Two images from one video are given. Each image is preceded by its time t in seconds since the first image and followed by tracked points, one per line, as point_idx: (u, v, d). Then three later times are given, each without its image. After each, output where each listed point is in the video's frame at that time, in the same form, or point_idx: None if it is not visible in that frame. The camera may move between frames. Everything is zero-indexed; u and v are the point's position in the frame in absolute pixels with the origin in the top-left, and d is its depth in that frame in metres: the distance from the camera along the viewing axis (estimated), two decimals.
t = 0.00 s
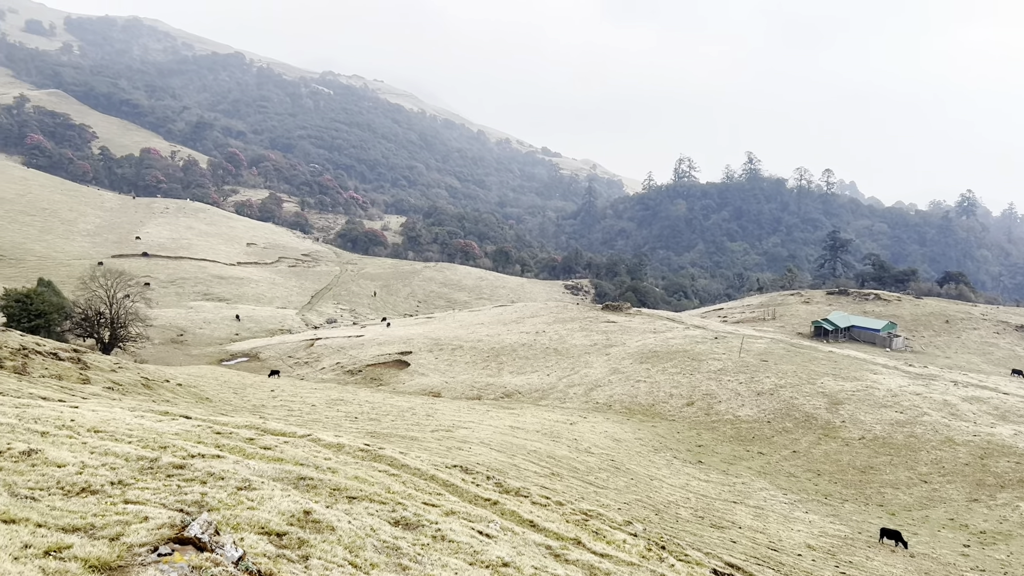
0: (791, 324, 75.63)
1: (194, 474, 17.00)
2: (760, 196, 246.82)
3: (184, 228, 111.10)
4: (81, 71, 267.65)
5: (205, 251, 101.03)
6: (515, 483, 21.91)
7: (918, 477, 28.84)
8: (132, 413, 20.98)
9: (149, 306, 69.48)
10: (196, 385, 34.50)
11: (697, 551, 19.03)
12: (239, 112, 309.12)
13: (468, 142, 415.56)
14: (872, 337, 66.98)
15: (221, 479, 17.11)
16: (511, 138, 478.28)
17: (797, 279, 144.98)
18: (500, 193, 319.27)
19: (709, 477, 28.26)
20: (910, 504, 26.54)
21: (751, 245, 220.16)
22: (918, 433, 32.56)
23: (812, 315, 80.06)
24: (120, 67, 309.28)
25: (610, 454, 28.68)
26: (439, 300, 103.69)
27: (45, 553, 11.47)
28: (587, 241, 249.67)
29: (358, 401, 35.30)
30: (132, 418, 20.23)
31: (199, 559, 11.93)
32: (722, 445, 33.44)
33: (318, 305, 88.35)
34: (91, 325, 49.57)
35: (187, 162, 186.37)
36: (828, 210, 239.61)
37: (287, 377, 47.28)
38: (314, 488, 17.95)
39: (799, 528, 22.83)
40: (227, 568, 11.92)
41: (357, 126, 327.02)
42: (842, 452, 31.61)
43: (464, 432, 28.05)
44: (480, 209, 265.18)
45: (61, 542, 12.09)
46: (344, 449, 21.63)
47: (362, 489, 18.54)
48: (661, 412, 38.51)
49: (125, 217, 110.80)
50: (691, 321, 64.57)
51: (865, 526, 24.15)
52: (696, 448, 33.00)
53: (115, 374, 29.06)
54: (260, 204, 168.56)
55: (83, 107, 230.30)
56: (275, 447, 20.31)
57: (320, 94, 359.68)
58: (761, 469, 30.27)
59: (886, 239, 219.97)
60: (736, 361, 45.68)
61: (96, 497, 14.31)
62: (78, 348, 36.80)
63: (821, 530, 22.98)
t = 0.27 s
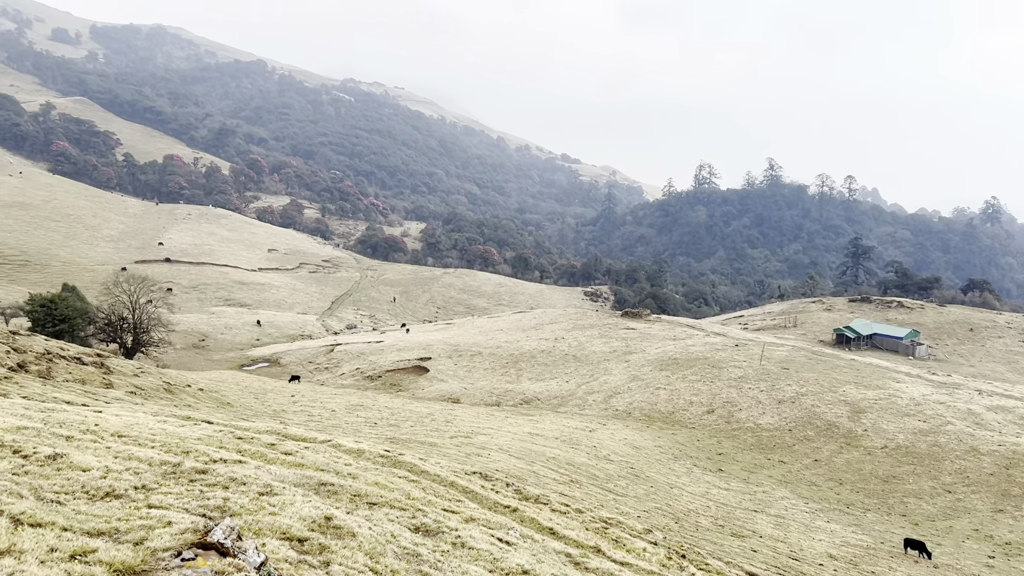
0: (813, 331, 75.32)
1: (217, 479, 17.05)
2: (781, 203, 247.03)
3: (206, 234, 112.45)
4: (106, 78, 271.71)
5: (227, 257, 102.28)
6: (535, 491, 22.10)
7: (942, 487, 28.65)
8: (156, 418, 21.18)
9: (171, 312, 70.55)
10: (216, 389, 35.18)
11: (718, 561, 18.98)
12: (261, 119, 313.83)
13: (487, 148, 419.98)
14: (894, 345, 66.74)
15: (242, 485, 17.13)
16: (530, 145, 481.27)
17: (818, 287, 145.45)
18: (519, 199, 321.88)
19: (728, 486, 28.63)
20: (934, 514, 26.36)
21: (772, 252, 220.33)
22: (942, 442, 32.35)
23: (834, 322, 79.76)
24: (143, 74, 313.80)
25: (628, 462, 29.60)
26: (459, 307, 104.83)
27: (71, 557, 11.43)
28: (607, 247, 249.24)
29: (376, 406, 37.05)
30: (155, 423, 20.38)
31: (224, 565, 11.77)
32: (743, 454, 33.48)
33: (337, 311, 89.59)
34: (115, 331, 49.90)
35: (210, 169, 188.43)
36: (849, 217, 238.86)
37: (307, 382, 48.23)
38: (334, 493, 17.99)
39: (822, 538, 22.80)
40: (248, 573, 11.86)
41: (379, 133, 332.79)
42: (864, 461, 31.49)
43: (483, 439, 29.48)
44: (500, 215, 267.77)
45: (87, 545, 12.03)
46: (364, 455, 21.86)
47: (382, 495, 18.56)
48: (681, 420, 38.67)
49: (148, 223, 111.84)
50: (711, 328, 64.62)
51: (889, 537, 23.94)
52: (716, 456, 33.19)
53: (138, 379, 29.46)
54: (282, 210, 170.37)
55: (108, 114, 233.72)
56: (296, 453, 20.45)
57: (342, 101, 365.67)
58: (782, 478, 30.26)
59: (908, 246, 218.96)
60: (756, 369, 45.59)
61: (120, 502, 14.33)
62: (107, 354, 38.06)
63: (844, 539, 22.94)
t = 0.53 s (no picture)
0: (836, 339, 74.84)
1: (238, 484, 17.04)
2: (803, 210, 246.99)
3: (228, 240, 113.57)
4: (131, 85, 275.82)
5: (248, 262, 103.11)
6: (555, 499, 22.21)
7: (966, 496, 28.44)
8: (179, 424, 21.31)
9: (193, 317, 71.34)
10: (237, 394, 35.41)
11: (740, 570, 18.90)
12: (282, 125, 317.52)
13: (507, 154, 422.89)
14: (918, 353, 66.29)
15: (264, 489, 17.11)
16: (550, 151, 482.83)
17: (841, 294, 145.35)
18: (538, 205, 323.40)
19: (750, 493, 28.57)
20: (958, 524, 26.14)
21: (793, 259, 220.21)
22: (966, 451, 32.07)
23: (857, 330, 79.25)
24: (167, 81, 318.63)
25: (649, 470, 29.97)
26: (479, 313, 105.33)
27: (95, 560, 11.36)
28: (627, 253, 248.46)
29: (396, 412, 37.33)
30: (179, 429, 20.52)
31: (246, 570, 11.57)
32: (764, 461, 33.38)
33: (358, 316, 90.27)
34: (138, 335, 51.36)
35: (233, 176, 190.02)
36: (872, 223, 238.08)
37: (328, 388, 48.34)
38: (355, 499, 18.00)
39: (844, 547, 22.78)
40: None
41: (399, 138, 336.45)
42: (887, 469, 31.27)
43: (502, 445, 29.80)
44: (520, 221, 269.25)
45: (111, 550, 11.95)
46: (384, 461, 22.02)
47: (402, 501, 18.54)
48: (701, 427, 38.58)
49: (171, 229, 113.26)
50: (733, 335, 64.38)
51: (913, 547, 23.80)
52: (736, 464, 33.11)
53: (161, 384, 29.77)
54: (304, 217, 172.55)
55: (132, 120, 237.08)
56: (317, 458, 20.52)
57: (363, 108, 370.35)
58: (804, 486, 30.15)
59: (932, 253, 218.08)
60: (778, 377, 45.29)
61: (143, 507, 14.30)
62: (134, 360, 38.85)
63: (867, 549, 22.86)
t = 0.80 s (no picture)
0: (858, 346, 73.47)
1: (262, 489, 17.39)
2: (826, 215, 244.32)
3: (252, 246, 116.42)
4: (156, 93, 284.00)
5: (271, 268, 105.59)
6: (576, 506, 22.51)
7: (991, 506, 28.19)
8: (202, 429, 21.95)
9: (216, 322, 73.30)
10: (258, 399, 36.41)
11: None
12: (305, 132, 323.47)
13: (526, 160, 424.77)
14: (942, 360, 64.61)
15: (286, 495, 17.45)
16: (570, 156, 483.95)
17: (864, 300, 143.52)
18: (559, 210, 324.09)
19: (773, 502, 28.30)
20: (984, 534, 25.93)
21: (816, 264, 217.75)
22: (993, 460, 31.66)
23: (880, 336, 77.70)
24: (190, 89, 326.98)
25: (669, 476, 30.01)
26: (498, 318, 106.11)
27: (120, 565, 11.61)
28: (648, 259, 245.94)
29: (413, 416, 37.97)
30: (200, 434, 21.08)
31: None
32: (786, 469, 33.10)
33: (379, 321, 91.75)
34: (160, 340, 53.04)
35: (256, 182, 194.93)
36: (895, 229, 235.14)
37: (347, 393, 49.17)
38: (376, 505, 18.42)
39: (867, 557, 22.67)
40: None
41: (420, 145, 340.85)
42: (911, 478, 30.94)
43: (521, 451, 30.16)
44: (540, 227, 270.44)
45: (136, 555, 12.20)
46: (406, 466, 22.59)
47: (423, 507, 18.92)
48: (723, 434, 38.33)
49: (195, 235, 116.12)
50: (754, 341, 63.62)
51: (937, 555, 23.78)
52: (758, 471, 32.87)
53: (183, 389, 30.85)
54: (326, 222, 175.81)
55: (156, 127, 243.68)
56: (338, 463, 21.09)
57: (383, 115, 375.06)
58: (826, 495, 29.92)
59: (957, 259, 214.90)
60: (801, 384, 44.69)
61: (169, 512, 14.59)
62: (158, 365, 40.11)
63: (891, 558, 22.73)
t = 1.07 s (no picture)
0: (882, 352, 71.82)
1: (283, 494, 17.41)
2: (848, 220, 240.31)
3: (274, 251, 119.20)
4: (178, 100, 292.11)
5: (292, 273, 107.91)
6: (596, 512, 22.78)
7: (1018, 514, 27.60)
8: (224, 433, 22.78)
9: (238, 327, 75.25)
10: (280, 403, 37.44)
11: None
12: (327, 139, 329.50)
13: (546, 165, 426.10)
14: (967, 367, 62.88)
15: (308, 500, 17.48)
16: (589, 162, 484.14)
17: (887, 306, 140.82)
18: (578, 215, 324.00)
19: (795, 510, 28.08)
20: (1010, 544, 25.37)
21: (838, 270, 214.09)
22: (1021, 469, 30.96)
23: (904, 343, 75.90)
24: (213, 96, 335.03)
25: (690, 483, 29.94)
26: (518, 323, 106.55)
27: (144, 570, 11.55)
28: (668, 264, 243.48)
29: (434, 422, 38.61)
30: (222, 439, 21.73)
31: None
32: (808, 476, 32.81)
33: (399, 327, 93.04)
34: (183, 344, 54.93)
35: (276, 188, 199.71)
36: (919, 235, 230.94)
37: (368, 397, 50.15)
38: (398, 510, 18.65)
39: (891, 565, 22.56)
40: None
41: (439, 151, 344.18)
42: (935, 486, 30.46)
43: (543, 457, 30.45)
44: (560, 232, 270.91)
45: (161, 558, 12.14)
46: (426, 472, 23.08)
47: (444, 513, 19.16)
48: (744, 441, 38.05)
49: (216, 241, 119.47)
50: (775, 347, 62.82)
51: (960, 564, 23.58)
52: (780, 478, 32.59)
53: (205, 393, 31.92)
54: (346, 228, 178.62)
55: (179, 134, 250.28)
56: (359, 469, 21.55)
57: (404, 121, 380.54)
58: (850, 502, 29.54)
59: (982, 265, 210.32)
60: (823, 391, 44.10)
61: (191, 516, 14.52)
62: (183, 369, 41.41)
63: (915, 567, 22.58)
